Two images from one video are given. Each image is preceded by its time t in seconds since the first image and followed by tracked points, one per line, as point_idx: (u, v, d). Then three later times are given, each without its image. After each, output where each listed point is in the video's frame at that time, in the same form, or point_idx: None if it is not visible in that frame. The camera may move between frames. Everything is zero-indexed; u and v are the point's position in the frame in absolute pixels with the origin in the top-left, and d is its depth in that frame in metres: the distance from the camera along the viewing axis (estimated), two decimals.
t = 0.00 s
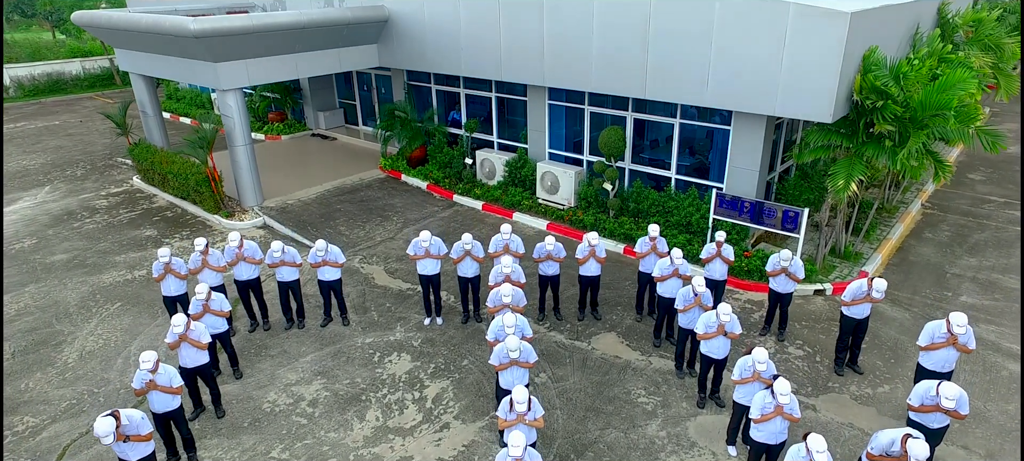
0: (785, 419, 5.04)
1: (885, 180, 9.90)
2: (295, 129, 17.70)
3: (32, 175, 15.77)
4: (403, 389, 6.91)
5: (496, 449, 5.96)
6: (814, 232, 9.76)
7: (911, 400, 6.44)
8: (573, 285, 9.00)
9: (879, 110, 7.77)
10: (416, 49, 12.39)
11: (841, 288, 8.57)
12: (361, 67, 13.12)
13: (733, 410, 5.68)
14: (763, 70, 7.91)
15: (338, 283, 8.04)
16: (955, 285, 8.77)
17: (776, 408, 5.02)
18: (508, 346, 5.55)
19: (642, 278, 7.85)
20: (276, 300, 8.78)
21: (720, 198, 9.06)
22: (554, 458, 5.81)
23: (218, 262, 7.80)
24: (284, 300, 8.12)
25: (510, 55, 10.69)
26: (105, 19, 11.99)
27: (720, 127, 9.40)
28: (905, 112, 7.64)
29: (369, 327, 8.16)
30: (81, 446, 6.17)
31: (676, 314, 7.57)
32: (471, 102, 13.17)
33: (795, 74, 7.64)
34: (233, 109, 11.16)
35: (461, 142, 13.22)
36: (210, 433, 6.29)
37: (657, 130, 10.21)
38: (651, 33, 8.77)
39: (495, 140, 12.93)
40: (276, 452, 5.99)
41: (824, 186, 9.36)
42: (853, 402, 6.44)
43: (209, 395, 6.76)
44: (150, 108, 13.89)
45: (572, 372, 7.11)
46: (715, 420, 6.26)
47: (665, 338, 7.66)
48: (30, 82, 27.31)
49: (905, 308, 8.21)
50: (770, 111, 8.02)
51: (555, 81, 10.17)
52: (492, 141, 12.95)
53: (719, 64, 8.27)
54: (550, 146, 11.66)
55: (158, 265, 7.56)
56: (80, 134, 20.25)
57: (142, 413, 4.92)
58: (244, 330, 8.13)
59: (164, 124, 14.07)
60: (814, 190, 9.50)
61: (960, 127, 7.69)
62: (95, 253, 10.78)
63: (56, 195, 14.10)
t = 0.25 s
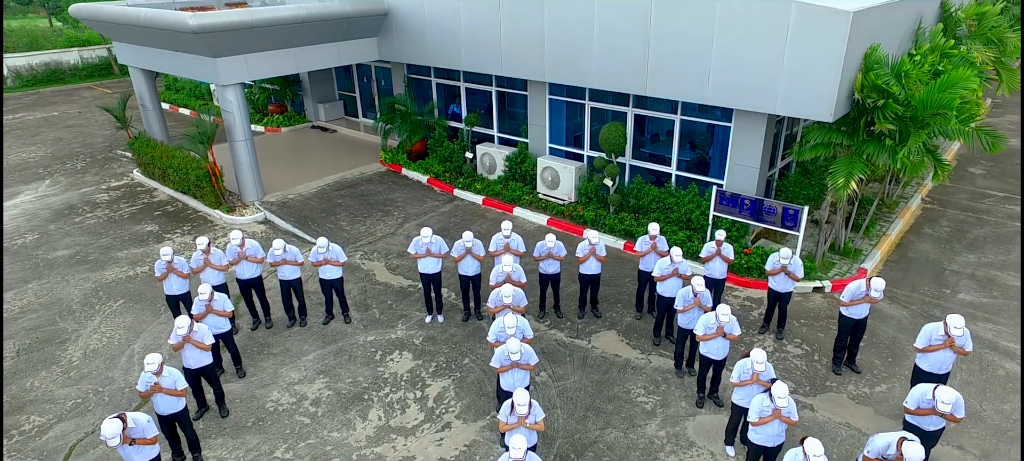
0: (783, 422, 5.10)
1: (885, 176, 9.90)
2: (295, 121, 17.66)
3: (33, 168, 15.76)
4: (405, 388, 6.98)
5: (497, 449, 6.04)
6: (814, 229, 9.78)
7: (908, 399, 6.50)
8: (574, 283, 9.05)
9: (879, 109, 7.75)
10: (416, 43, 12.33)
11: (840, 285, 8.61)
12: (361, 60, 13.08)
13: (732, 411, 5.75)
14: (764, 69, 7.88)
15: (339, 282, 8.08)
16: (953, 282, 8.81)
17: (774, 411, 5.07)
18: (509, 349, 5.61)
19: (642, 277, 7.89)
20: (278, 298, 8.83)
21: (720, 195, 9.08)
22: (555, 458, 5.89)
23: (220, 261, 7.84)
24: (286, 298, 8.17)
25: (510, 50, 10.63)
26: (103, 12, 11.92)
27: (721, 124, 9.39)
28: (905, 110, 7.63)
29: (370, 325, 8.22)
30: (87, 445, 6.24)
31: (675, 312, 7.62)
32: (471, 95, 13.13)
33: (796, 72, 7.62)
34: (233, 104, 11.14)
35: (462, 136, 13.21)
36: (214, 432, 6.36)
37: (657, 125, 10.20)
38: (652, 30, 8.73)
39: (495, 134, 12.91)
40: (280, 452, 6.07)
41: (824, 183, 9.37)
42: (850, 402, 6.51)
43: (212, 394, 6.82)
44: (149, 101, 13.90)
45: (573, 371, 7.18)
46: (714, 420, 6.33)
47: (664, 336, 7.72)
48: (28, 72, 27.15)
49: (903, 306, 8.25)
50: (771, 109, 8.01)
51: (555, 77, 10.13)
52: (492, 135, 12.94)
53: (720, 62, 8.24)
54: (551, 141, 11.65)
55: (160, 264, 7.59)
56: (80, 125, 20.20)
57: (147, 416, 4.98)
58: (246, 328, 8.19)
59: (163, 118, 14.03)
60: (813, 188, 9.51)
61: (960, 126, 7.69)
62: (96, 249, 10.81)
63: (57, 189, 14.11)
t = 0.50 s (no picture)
0: (781, 426, 5.16)
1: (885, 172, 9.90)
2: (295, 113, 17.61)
3: (33, 162, 15.75)
4: (407, 387, 7.04)
5: (499, 450, 6.12)
6: (814, 225, 9.80)
7: (905, 399, 6.56)
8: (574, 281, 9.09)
9: (881, 108, 7.76)
10: (416, 37, 12.27)
11: (839, 283, 8.65)
12: (361, 54, 13.03)
13: (732, 413, 5.81)
14: (765, 68, 7.86)
15: (341, 281, 8.12)
16: (952, 280, 8.85)
17: (773, 415, 5.12)
18: (510, 352, 5.66)
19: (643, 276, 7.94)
20: (280, 296, 8.87)
21: (721, 193, 9.09)
22: (556, 459, 5.96)
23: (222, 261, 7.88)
24: (289, 297, 8.21)
25: (511, 45, 10.58)
26: (100, 6, 11.84)
27: (722, 121, 9.39)
28: (907, 109, 7.63)
29: (372, 324, 8.27)
30: (94, 446, 6.31)
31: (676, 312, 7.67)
32: (471, 90, 13.09)
33: (797, 71, 7.60)
34: (233, 100, 11.12)
35: (462, 130, 13.19)
36: (219, 433, 6.43)
37: (658, 122, 10.19)
38: (654, 27, 8.69)
39: (496, 129, 12.89)
40: (285, 452, 6.15)
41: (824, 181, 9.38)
42: (848, 402, 6.58)
43: (217, 394, 6.89)
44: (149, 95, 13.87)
45: (574, 370, 7.24)
46: (714, 420, 6.40)
47: (665, 335, 7.78)
48: (25, 62, 26.99)
49: (902, 304, 8.30)
50: (772, 108, 8.00)
51: (556, 73, 10.10)
52: (493, 130, 12.92)
53: (722, 60, 8.21)
54: (552, 136, 11.65)
55: (163, 265, 7.63)
56: (79, 117, 20.14)
57: (154, 420, 5.04)
58: (249, 326, 8.24)
59: (163, 111, 13.99)
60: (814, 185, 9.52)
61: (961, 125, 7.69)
62: (98, 245, 10.84)
63: (58, 183, 14.11)
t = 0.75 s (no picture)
0: (781, 430, 5.21)
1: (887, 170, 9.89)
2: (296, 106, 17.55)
3: (34, 155, 15.74)
4: (411, 388, 7.11)
5: (502, 451, 6.19)
6: (815, 223, 9.82)
7: (904, 400, 6.63)
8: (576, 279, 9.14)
9: (883, 109, 7.74)
10: (416, 31, 12.21)
11: (840, 281, 8.69)
12: (360, 48, 12.95)
13: (732, 416, 5.87)
14: (768, 67, 7.83)
15: (344, 281, 8.16)
16: (952, 278, 8.88)
17: (773, 420, 5.17)
18: (514, 355, 5.71)
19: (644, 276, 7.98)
20: (284, 294, 8.92)
21: (722, 191, 9.09)
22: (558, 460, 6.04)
23: (226, 261, 7.92)
24: (292, 297, 8.25)
25: (513, 41, 10.53)
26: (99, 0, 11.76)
27: (724, 118, 9.38)
28: (909, 109, 7.61)
29: (376, 323, 8.33)
30: (102, 447, 6.38)
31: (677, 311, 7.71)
32: (473, 84, 13.06)
33: (800, 71, 7.58)
34: (234, 95, 11.10)
35: (463, 125, 13.17)
36: (226, 433, 6.51)
37: (660, 119, 10.18)
38: (656, 25, 8.64)
39: (497, 124, 12.88)
40: (290, 453, 6.23)
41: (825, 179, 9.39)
42: (847, 403, 6.64)
43: (222, 395, 6.96)
44: (149, 89, 13.84)
45: (575, 370, 7.30)
46: (714, 421, 6.47)
47: (666, 334, 7.83)
48: (23, 52, 26.78)
49: (902, 303, 8.35)
50: (774, 108, 7.98)
51: (557, 69, 10.07)
52: (494, 124, 12.91)
53: (724, 59, 8.18)
54: (553, 131, 11.64)
55: (167, 265, 7.66)
56: (79, 109, 20.08)
57: (162, 426, 5.10)
58: (253, 325, 8.30)
59: (163, 106, 13.96)
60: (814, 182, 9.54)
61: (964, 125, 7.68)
62: (101, 242, 10.87)
63: (59, 178, 14.11)
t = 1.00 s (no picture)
0: (780, 432, 5.29)
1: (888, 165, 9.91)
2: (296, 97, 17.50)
3: (34, 147, 15.72)
4: (414, 386, 7.19)
5: (505, 450, 6.29)
6: (815, 218, 9.85)
7: (901, 399, 6.72)
8: (577, 276, 9.20)
9: (885, 107, 7.73)
10: (417, 24, 12.14)
11: (839, 278, 8.75)
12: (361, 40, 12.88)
13: (732, 416, 5.95)
14: (770, 66, 7.81)
15: (347, 278, 8.21)
16: (951, 275, 8.93)
17: (772, 423, 5.26)
18: (516, 357, 5.78)
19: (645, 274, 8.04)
20: (287, 291, 8.97)
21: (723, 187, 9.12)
22: (560, 459, 6.13)
23: (230, 260, 7.97)
24: (295, 294, 8.31)
25: (514, 35, 10.48)
26: None
27: (726, 115, 9.38)
28: (911, 107, 7.61)
29: (378, 320, 8.40)
30: (110, 445, 6.47)
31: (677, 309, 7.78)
32: (474, 77, 13.03)
33: (801, 70, 7.56)
34: (234, 90, 11.08)
35: (464, 118, 13.16)
36: (232, 432, 6.60)
37: (661, 114, 10.18)
38: (658, 21, 8.60)
39: (499, 117, 12.87)
40: (296, 452, 6.32)
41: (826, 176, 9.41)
42: (845, 401, 6.73)
43: (228, 394, 7.04)
44: (148, 81, 13.81)
45: (577, 368, 7.38)
46: (714, 420, 6.56)
47: (667, 331, 7.91)
48: (21, 40, 26.61)
49: (901, 300, 8.41)
50: (776, 106, 7.97)
51: (559, 64, 10.03)
52: (495, 118, 12.90)
53: (726, 56, 8.16)
54: (554, 126, 11.64)
55: (171, 264, 7.70)
56: (78, 99, 20.00)
57: (170, 428, 5.18)
58: (256, 322, 8.36)
59: (163, 98, 13.94)
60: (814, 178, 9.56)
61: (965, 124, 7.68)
62: (104, 237, 10.91)
63: (60, 170, 14.11)
